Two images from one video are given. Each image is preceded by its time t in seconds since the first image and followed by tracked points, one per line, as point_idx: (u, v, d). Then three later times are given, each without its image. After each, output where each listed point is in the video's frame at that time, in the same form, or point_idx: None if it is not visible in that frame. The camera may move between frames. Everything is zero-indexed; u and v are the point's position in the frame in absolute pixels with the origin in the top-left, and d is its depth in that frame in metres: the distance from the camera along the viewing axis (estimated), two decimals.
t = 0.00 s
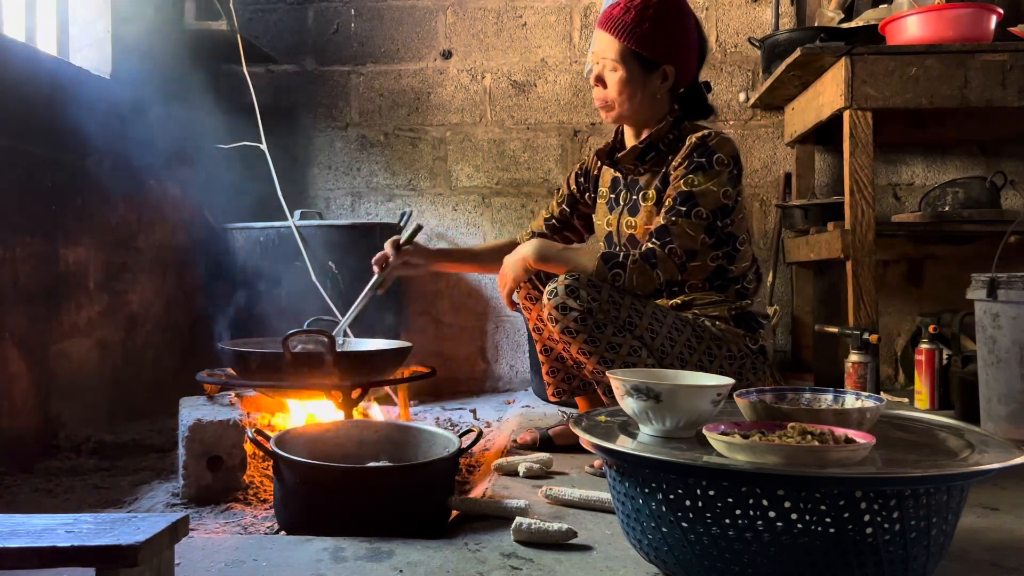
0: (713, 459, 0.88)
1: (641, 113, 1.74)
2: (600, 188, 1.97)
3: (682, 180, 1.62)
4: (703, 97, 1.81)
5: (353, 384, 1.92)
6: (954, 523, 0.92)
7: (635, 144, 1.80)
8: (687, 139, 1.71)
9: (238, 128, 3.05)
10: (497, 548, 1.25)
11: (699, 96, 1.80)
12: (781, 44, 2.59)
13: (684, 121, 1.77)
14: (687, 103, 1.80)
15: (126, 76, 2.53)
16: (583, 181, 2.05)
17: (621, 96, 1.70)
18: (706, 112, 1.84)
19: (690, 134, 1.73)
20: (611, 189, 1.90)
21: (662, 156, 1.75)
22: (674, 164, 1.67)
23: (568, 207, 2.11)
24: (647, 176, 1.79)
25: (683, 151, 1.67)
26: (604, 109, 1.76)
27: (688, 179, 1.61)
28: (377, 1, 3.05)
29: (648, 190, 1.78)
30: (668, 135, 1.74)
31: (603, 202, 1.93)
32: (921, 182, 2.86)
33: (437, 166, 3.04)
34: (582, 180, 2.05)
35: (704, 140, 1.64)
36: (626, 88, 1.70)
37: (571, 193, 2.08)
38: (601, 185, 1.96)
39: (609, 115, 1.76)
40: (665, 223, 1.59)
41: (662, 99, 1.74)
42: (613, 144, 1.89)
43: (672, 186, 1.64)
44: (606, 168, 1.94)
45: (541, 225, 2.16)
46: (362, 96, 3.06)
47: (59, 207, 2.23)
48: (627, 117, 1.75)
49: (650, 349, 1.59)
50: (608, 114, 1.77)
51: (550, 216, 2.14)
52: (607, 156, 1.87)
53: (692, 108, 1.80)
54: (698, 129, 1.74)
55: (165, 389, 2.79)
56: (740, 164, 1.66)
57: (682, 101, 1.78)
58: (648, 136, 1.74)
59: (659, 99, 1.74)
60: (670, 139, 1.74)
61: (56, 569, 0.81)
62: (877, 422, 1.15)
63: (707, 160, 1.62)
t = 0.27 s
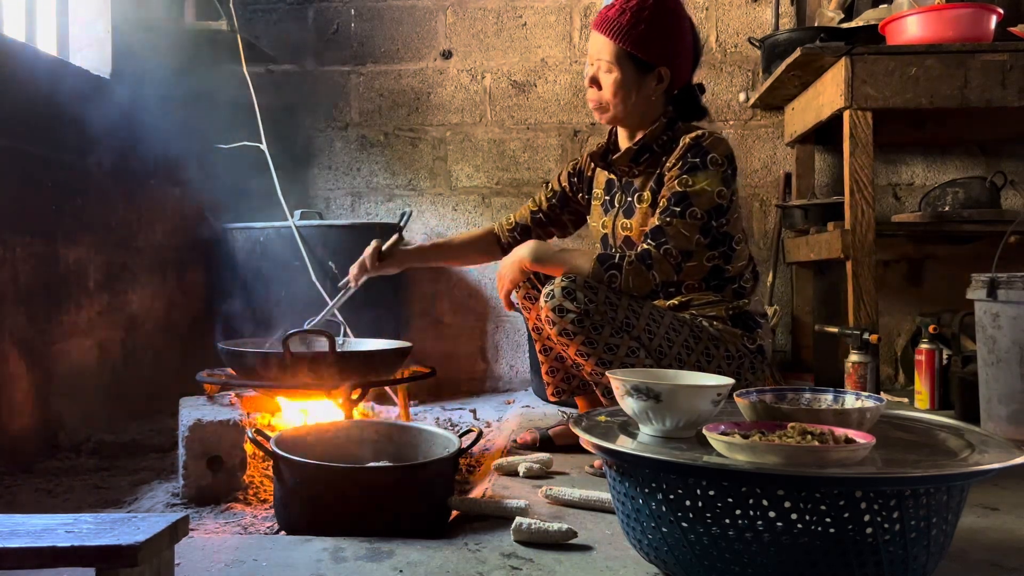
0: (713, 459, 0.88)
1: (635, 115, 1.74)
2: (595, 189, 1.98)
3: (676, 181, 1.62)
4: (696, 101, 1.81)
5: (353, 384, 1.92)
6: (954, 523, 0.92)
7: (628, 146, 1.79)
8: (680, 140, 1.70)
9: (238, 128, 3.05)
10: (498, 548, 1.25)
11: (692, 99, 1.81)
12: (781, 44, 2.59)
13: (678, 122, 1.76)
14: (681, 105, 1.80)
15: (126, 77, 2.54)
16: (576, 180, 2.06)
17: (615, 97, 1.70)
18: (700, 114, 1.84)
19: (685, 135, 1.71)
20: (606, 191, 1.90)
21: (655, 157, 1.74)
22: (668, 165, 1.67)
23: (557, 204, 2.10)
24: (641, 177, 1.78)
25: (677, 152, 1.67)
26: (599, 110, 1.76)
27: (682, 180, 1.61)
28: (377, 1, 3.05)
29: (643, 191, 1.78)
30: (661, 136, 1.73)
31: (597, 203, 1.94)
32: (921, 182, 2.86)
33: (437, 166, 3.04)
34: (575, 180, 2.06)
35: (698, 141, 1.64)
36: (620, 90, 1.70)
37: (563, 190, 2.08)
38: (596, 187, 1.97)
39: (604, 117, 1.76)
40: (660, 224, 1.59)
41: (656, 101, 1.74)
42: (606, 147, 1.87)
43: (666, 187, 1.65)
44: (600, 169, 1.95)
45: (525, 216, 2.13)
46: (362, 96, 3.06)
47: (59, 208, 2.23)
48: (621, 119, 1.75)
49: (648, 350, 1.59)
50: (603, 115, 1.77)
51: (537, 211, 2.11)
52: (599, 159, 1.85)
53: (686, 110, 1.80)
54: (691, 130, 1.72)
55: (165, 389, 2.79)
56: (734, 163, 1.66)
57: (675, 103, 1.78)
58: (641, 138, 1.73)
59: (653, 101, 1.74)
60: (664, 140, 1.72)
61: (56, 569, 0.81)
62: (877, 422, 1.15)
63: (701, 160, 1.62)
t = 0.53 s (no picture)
0: (712, 458, 0.88)
1: (634, 116, 1.74)
2: (593, 190, 1.98)
3: (675, 182, 1.62)
4: (694, 100, 1.82)
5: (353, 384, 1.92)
6: (954, 523, 0.92)
7: (627, 148, 1.78)
8: (679, 141, 1.70)
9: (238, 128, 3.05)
10: (497, 548, 1.25)
11: (690, 101, 1.82)
12: (781, 44, 2.59)
13: (676, 123, 1.76)
14: (679, 106, 1.80)
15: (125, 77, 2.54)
16: (572, 181, 2.05)
17: (614, 98, 1.70)
18: (698, 115, 1.84)
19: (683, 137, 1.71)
20: (605, 192, 1.90)
21: (654, 159, 1.74)
22: (667, 166, 1.67)
23: (552, 201, 2.09)
24: (640, 179, 1.78)
25: (676, 153, 1.67)
26: (597, 111, 1.76)
27: (681, 181, 1.61)
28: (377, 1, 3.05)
29: (642, 193, 1.78)
30: (660, 137, 1.72)
31: (595, 205, 1.94)
32: (921, 182, 2.86)
33: (437, 166, 3.04)
34: (571, 180, 2.05)
35: (698, 142, 1.64)
36: (619, 91, 1.70)
37: (558, 189, 2.07)
38: (593, 188, 1.97)
39: (603, 118, 1.76)
40: (659, 225, 1.59)
41: (655, 102, 1.74)
42: (604, 148, 1.86)
43: (665, 189, 1.65)
44: (598, 170, 1.95)
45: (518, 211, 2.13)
46: (362, 96, 3.06)
47: (59, 208, 2.23)
48: (619, 121, 1.75)
49: (648, 350, 1.59)
50: (602, 117, 1.76)
51: (531, 208, 2.11)
52: (597, 161, 1.84)
53: (683, 111, 1.81)
54: (690, 132, 1.72)
55: (165, 389, 2.79)
56: (733, 164, 1.66)
57: (673, 104, 1.79)
58: (641, 139, 1.73)
59: (652, 103, 1.74)
60: (663, 141, 1.72)
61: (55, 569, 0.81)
62: (877, 422, 1.15)
63: (701, 161, 1.62)
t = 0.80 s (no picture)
0: (713, 459, 0.88)
1: (635, 116, 1.73)
2: (595, 187, 1.97)
3: (679, 183, 1.62)
4: (699, 95, 1.81)
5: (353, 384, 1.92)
6: (954, 523, 0.92)
7: (631, 147, 1.78)
8: (683, 141, 1.70)
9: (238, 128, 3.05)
10: (497, 548, 1.25)
11: (695, 95, 1.81)
12: (781, 44, 2.59)
13: (680, 122, 1.76)
14: (684, 102, 1.79)
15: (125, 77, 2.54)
16: (575, 177, 2.05)
17: (614, 99, 1.70)
18: (703, 110, 1.84)
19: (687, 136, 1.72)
20: (607, 190, 1.89)
21: (658, 159, 1.74)
22: (671, 167, 1.67)
23: (557, 196, 2.10)
24: (644, 178, 1.78)
25: (680, 153, 1.66)
26: (598, 113, 1.76)
27: (685, 182, 1.61)
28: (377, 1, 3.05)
29: (645, 192, 1.78)
30: (664, 137, 1.73)
31: (598, 202, 1.92)
32: (921, 182, 2.86)
33: (437, 166, 3.04)
34: (574, 176, 2.05)
35: (702, 142, 1.64)
36: (617, 92, 1.70)
37: (562, 185, 2.08)
38: (597, 185, 1.95)
39: (604, 119, 1.76)
40: (662, 226, 1.59)
41: (656, 101, 1.74)
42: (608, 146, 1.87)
43: (669, 189, 1.65)
44: (601, 167, 1.93)
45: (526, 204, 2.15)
46: (362, 96, 3.06)
47: (59, 208, 2.23)
48: (621, 121, 1.75)
49: (648, 350, 1.59)
50: (603, 118, 1.77)
51: (537, 201, 2.12)
52: (601, 158, 1.85)
53: (689, 107, 1.81)
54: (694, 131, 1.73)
55: (165, 389, 2.79)
56: (737, 166, 1.66)
57: (677, 101, 1.78)
58: (644, 139, 1.73)
59: (653, 102, 1.73)
60: (667, 141, 1.73)
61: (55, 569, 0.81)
62: (877, 422, 1.15)
63: (705, 163, 1.62)
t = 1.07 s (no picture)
0: (713, 459, 0.88)
1: (637, 114, 1.73)
2: (599, 187, 1.96)
3: (681, 182, 1.62)
4: (703, 96, 1.81)
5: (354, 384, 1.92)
6: (954, 523, 0.92)
7: (633, 146, 1.78)
8: (686, 141, 1.70)
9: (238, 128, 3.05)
10: (497, 548, 1.25)
11: (698, 95, 1.80)
12: (781, 45, 2.59)
13: (683, 122, 1.77)
14: (685, 102, 1.80)
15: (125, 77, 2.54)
16: (580, 179, 2.04)
17: (616, 98, 1.70)
18: (705, 111, 1.83)
19: (690, 136, 1.72)
20: (611, 189, 1.88)
21: (661, 158, 1.74)
22: (673, 166, 1.67)
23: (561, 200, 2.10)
24: (646, 177, 1.78)
25: (683, 153, 1.66)
26: (601, 112, 1.76)
27: (687, 181, 1.61)
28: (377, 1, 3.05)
29: (647, 191, 1.77)
30: (667, 137, 1.73)
31: (601, 202, 1.92)
32: (921, 182, 2.86)
33: (437, 166, 3.04)
34: (578, 177, 2.05)
35: (705, 142, 1.64)
36: (620, 90, 1.69)
37: (567, 187, 2.08)
38: (600, 185, 1.95)
39: (607, 118, 1.76)
40: (664, 225, 1.59)
41: (658, 100, 1.74)
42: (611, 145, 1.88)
43: (671, 189, 1.65)
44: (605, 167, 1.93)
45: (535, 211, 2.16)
46: (362, 96, 3.06)
47: (59, 209, 2.23)
48: (623, 120, 1.75)
49: (649, 350, 1.59)
50: (606, 117, 1.77)
51: (545, 207, 2.13)
52: (604, 158, 1.86)
53: (691, 107, 1.81)
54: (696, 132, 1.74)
55: (165, 389, 2.79)
56: (740, 166, 1.66)
57: (680, 101, 1.78)
58: (647, 138, 1.73)
59: (655, 101, 1.73)
60: (670, 141, 1.73)
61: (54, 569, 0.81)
62: (877, 422, 1.15)
63: (707, 162, 1.62)
